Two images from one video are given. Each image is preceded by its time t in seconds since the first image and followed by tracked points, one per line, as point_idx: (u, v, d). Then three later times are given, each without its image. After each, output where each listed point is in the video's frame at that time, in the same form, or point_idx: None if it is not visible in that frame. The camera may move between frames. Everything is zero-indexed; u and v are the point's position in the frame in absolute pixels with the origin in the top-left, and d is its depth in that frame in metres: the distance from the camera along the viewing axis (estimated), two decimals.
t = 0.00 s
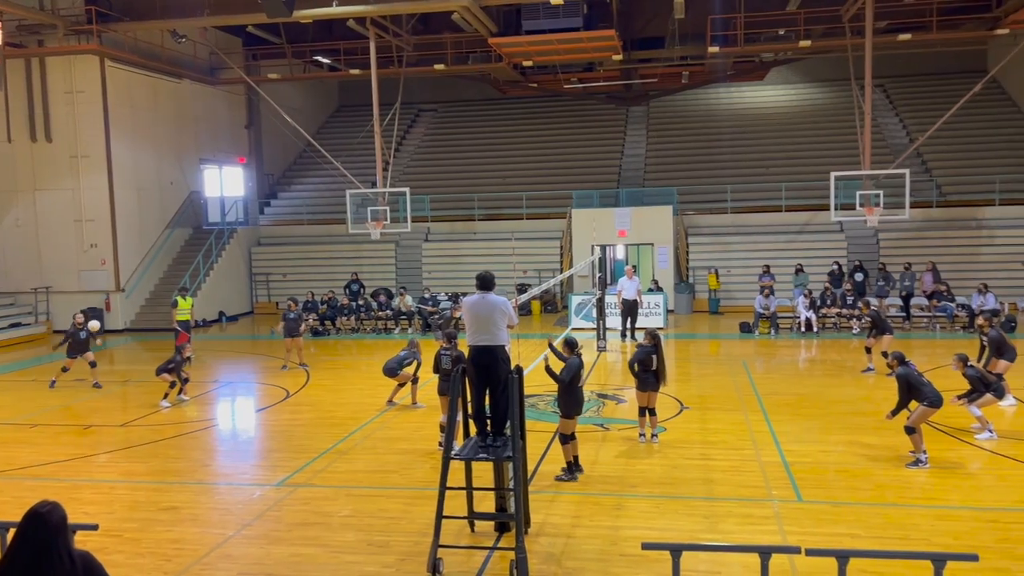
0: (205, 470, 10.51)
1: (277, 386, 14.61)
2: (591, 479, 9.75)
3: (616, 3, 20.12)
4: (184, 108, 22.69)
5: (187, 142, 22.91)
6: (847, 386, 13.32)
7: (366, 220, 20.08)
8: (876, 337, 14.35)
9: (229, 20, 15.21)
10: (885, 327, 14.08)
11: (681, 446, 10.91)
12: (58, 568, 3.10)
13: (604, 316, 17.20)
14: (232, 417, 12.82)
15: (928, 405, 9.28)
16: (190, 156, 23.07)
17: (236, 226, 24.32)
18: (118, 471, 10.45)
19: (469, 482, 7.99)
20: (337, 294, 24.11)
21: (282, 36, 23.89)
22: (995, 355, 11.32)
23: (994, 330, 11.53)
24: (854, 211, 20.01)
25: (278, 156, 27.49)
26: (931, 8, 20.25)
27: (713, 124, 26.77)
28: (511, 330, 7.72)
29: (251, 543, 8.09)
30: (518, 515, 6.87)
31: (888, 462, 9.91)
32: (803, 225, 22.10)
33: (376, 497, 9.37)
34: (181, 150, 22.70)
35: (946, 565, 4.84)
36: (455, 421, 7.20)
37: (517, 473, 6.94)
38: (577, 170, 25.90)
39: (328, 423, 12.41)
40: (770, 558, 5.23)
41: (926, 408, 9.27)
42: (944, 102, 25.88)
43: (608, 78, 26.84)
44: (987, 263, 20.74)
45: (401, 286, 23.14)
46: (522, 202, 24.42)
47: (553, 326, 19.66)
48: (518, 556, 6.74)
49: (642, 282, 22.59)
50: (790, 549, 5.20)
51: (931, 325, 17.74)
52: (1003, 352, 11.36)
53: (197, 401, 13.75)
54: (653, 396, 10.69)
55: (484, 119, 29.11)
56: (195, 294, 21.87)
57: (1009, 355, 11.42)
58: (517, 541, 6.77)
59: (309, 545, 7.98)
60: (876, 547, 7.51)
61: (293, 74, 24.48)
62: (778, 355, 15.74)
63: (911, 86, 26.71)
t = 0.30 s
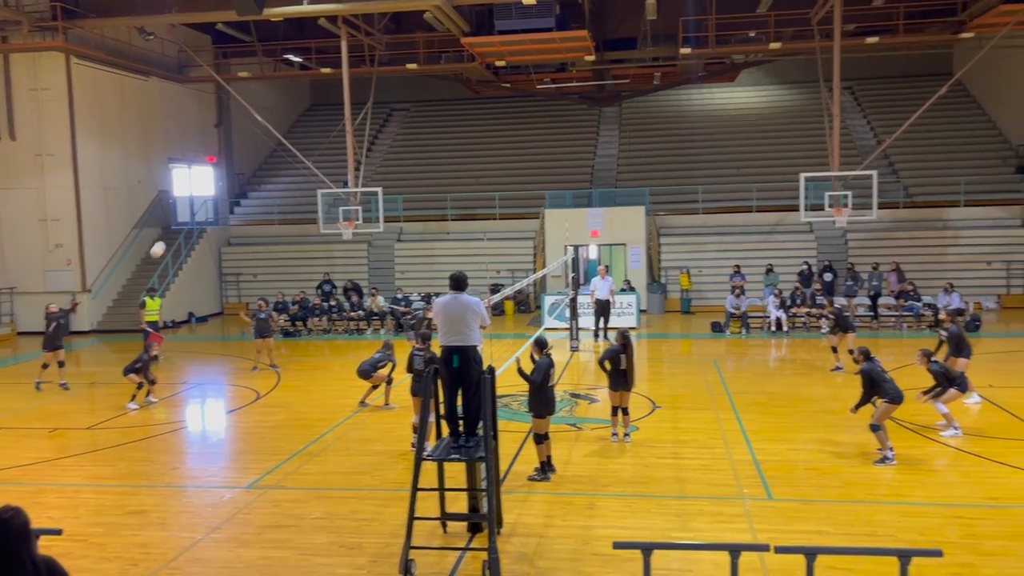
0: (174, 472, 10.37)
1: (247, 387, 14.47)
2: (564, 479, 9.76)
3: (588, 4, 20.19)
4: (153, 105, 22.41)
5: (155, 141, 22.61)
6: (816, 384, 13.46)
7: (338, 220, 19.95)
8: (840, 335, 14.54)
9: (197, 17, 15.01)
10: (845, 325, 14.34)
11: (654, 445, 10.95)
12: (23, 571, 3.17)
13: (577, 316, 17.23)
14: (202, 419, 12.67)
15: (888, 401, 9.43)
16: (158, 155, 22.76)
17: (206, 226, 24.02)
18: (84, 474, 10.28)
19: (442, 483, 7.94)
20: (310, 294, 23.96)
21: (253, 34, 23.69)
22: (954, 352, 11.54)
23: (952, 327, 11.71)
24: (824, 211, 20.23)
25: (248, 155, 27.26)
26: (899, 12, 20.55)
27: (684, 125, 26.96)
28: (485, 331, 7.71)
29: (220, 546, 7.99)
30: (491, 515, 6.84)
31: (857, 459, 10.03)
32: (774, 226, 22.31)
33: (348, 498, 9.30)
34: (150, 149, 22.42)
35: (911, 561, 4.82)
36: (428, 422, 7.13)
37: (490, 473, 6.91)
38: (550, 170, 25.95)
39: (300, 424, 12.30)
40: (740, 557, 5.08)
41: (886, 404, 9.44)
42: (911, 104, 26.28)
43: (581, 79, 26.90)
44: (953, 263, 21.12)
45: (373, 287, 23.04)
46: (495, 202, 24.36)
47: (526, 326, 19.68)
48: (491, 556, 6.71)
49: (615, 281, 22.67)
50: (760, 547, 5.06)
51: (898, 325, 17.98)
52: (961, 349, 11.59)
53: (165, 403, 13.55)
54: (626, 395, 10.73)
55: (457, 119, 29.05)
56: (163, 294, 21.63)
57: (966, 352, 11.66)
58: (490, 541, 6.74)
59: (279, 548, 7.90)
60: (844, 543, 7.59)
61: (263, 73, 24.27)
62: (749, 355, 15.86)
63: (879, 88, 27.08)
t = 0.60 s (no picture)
0: (138, 477, 10.21)
1: (214, 390, 14.30)
2: (532, 480, 9.76)
3: (558, 6, 20.24)
4: (117, 104, 22.08)
5: (120, 140, 22.29)
6: (783, 385, 13.63)
7: (307, 221, 19.80)
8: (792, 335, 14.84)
9: (162, 15, 14.79)
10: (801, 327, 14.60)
11: (623, 445, 11.00)
12: None
13: (547, 317, 17.27)
14: (168, 422, 12.49)
15: (842, 401, 9.59)
16: (122, 155, 22.42)
17: (172, 226, 24.00)
18: (45, 480, 10.08)
19: (410, 485, 7.88)
20: (279, 296, 23.76)
21: (220, 33, 23.45)
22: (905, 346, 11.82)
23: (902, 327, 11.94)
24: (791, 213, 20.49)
25: (215, 155, 27.01)
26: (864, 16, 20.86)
27: (654, 127, 27.19)
28: (455, 331, 7.52)
29: (185, 552, 7.88)
30: (461, 518, 6.78)
31: (823, 459, 10.11)
32: (743, 227, 22.56)
33: (317, 502, 9.22)
34: (115, 148, 22.08)
35: (874, 558, 4.87)
36: (396, 423, 7.08)
37: (459, 475, 6.86)
38: (521, 171, 25.96)
39: (268, 427, 12.19)
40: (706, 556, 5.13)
41: (840, 403, 9.59)
42: (876, 108, 26.68)
43: (552, 80, 26.94)
44: (916, 264, 21.50)
45: (342, 288, 22.91)
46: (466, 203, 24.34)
47: (496, 327, 19.70)
48: (460, 559, 6.67)
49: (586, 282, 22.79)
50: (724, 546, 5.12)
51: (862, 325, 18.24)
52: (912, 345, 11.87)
53: (129, 407, 13.33)
54: (596, 396, 10.76)
55: (427, 120, 28.96)
56: (128, 296, 21.34)
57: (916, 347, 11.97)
58: (459, 544, 6.69)
59: (246, 553, 7.80)
60: (810, 541, 7.67)
61: (231, 72, 24.05)
62: (717, 355, 15.99)
63: (845, 91, 27.49)
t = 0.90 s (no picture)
0: (102, 482, 10.03)
1: (181, 393, 14.12)
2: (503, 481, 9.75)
3: (528, 7, 20.28)
4: (80, 103, 21.72)
5: (83, 139, 21.93)
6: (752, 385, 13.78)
7: (275, 222, 19.65)
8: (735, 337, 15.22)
9: (127, 12, 14.57)
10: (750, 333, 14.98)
11: (593, 446, 11.03)
12: None
13: (517, 319, 17.29)
14: (134, 426, 12.30)
15: (795, 402, 9.66)
16: (86, 155, 22.05)
17: (137, 227, 23.50)
18: (6, 485, 9.87)
19: (379, 488, 7.80)
20: (247, 297, 23.54)
21: (187, 31, 23.20)
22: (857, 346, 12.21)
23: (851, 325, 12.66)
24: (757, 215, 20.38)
25: (181, 155, 26.71)
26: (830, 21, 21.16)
27: (625, 129, 27.33)
28: (425, 334, 7.31)
29: (150, 557, 7.75)
30: (430, 522, 6.70)
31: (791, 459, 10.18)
32: (712, 229, 22.76)
33: (285, 506, 9.11)
34: (78, 148, 21.72)
35: (838, 557, 4.89)
36: (366, 423, 6.92)
37: (429, 478, 6.76)
38: (492, 172, 25.97)
39: (236, 430, 12.05)
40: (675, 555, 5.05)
41: (793, 403, 9.68)
42: (843, 112, 27.06)
43: (522, 82, 27.34)
44: (882, 266, 21.81)
45: (311, 290, 22.74)
46: (437, 205, 24.30)
47: (467, 329, 19.69)
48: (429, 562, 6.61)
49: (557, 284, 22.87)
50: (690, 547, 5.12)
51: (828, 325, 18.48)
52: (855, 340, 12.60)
53: (92, 411, 13.09)
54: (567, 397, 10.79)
55: (398, 121, 28.87)
56: (91, 298, 21.00)
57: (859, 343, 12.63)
58: (429, 547, 6.63)
59: (212, 558, 7.69)
60: (776, 540, 7.72)
61: (198, 71, 23.81)
62: (687, 356, 16.13)
63: (812, 95, 27.87)
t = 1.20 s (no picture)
0: (67, 487, 9.83)
1: (150, 396, 13.95)
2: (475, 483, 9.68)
3: (501, 9, 20.33)
4: (46, 102, 21.41)
5: (49, 138, 21.59)
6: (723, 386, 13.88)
7: (246, 223, 19.47)
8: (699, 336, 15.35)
9: (93, 10, 14.38)
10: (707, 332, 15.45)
11: (566, 447, 11.01)
12: None
13: (491, 320, 17.30)
14: (101, 430, 12.11)
15: (767, 402, 9.62)
16: (52, 155, 21.73)
17: (104, 227, 23.49)
18: None
19: (350, 492, 7.67)
20: (218, 299, 23.31)
21: (157, 30, 22.99)
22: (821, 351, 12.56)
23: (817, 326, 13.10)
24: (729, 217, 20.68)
25: (150, 155, 26.43)
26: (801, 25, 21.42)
27: (598, 131, 27.46)
28: (396, 335, 7.22)
29: (116, 564, 7.59)
30: (403, 525, 6.58)
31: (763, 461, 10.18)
32: (684, 230, 22.95)
33: (255, 510, 8.97)
34: (44, 148, 21.38)
35: (805, 556, 4.90)
36: (337, 426, 6.74)
37: (400, 481, 6.58)
38: (466, 174, 25.95)
39: (206, 434, 11.89)
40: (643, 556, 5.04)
41: (764, 404, 9.64)
42: (813, 116, 27.39)
43: (496, 83, 27.42)
44: (852, 267, 22.05)
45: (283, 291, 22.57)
46: (410, 206, 24.23)
47: (440, 330, 19.66)
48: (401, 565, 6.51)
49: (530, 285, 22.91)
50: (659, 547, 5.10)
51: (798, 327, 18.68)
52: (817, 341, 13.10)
53: (58, 415, 12.87)
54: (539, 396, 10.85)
55: (370, 121, 28.76)
56: (58, 300, 20.68)
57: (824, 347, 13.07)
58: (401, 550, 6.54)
59: (180, 564, 7.54)
60: (747, 540, 7.72)
61: (168, 70, 23.60)
62: (659, 357, 16.23)
63: (782, 98, 28.18)
